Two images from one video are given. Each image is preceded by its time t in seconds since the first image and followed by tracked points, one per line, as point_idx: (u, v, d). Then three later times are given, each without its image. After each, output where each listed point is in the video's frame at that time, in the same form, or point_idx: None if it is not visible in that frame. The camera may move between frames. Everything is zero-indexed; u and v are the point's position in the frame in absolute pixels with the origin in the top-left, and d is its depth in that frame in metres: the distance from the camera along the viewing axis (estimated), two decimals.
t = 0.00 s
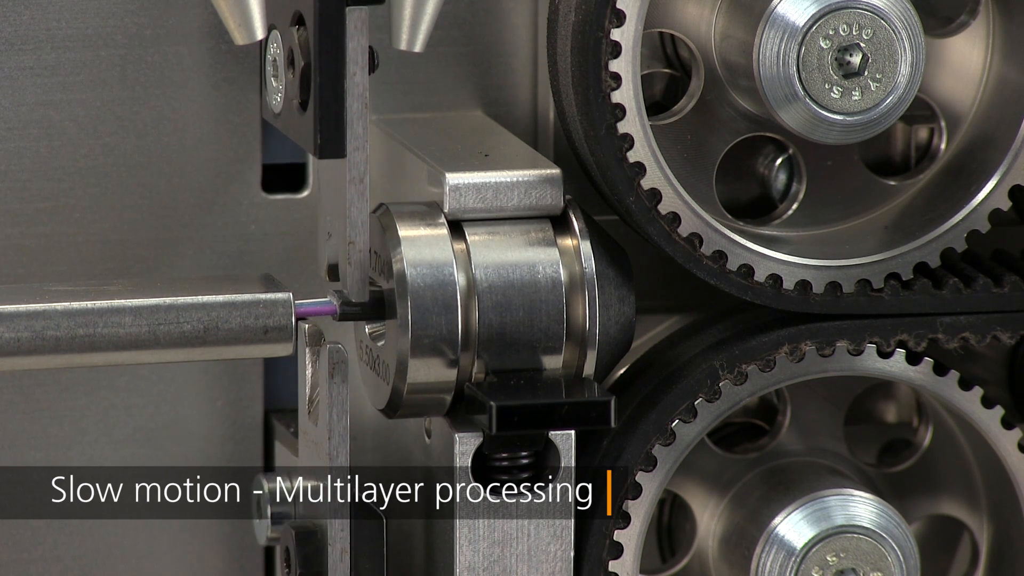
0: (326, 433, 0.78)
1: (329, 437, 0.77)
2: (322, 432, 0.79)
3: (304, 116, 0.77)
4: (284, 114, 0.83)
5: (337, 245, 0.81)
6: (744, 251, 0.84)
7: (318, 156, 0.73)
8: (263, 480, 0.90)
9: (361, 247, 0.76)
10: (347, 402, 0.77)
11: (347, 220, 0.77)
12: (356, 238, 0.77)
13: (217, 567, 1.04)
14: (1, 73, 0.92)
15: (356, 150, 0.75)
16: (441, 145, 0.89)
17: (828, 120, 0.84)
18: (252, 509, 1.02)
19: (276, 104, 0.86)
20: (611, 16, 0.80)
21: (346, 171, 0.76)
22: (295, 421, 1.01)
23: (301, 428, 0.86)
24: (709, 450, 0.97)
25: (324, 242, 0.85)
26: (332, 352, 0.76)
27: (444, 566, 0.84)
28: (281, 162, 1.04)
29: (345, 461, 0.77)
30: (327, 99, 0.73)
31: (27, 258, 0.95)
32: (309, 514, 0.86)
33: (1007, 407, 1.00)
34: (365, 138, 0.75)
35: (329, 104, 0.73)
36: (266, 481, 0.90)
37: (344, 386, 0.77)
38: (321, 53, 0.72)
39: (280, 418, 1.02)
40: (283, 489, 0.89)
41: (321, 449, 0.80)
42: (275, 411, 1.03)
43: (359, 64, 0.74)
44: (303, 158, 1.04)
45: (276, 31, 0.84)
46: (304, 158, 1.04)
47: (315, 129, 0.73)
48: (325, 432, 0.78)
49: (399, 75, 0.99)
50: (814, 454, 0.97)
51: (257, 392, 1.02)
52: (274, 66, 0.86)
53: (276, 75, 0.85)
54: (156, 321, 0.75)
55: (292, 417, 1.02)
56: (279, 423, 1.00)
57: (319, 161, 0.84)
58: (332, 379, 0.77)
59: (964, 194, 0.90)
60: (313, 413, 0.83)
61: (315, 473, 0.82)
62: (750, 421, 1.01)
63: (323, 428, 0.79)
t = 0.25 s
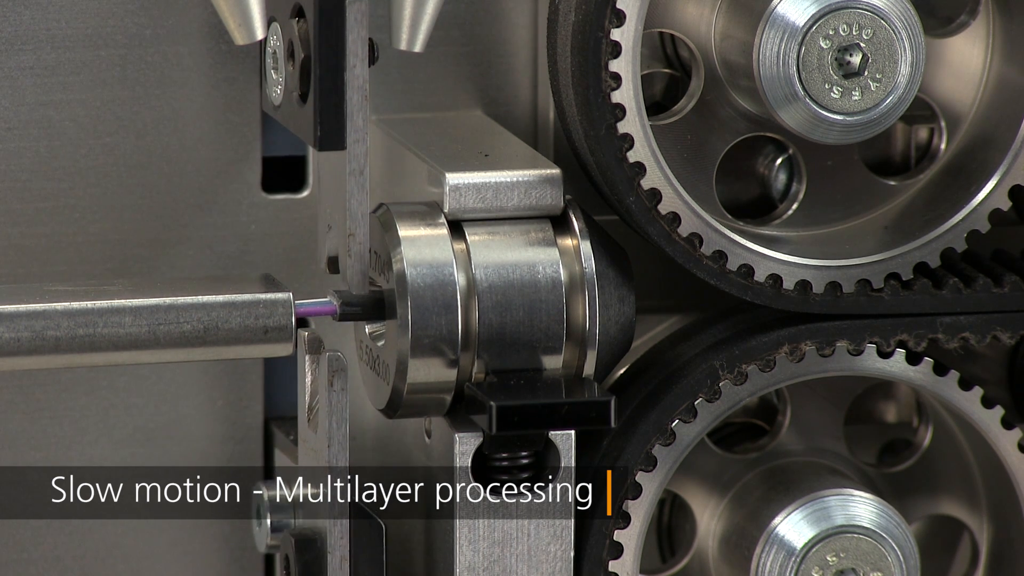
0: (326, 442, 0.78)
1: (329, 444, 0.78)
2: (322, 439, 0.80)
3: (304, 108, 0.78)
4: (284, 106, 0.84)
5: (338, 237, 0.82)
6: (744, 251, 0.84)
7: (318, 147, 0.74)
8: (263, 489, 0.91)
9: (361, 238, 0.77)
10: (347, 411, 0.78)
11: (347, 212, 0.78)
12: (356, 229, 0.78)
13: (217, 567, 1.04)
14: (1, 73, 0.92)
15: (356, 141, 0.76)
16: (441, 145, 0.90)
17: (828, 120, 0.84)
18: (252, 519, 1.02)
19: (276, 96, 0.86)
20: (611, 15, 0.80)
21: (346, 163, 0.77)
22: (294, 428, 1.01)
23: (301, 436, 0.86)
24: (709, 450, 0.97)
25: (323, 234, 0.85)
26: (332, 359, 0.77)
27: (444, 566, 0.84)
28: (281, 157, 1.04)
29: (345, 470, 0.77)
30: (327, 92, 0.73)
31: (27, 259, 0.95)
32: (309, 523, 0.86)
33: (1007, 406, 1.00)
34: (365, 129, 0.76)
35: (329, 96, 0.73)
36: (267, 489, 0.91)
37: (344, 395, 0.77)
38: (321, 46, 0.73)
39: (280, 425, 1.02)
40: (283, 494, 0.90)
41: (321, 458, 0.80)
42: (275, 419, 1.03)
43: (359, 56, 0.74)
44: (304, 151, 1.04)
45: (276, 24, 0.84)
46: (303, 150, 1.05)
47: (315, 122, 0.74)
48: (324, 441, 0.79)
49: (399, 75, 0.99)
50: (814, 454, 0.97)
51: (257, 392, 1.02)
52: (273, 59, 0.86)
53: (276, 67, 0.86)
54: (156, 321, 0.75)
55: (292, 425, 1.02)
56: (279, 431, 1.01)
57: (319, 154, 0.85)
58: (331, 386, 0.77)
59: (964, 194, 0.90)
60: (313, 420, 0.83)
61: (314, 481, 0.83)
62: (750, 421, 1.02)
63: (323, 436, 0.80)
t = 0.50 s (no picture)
0: (326, 449, 0.79)
1: (330, 452, 0.78)
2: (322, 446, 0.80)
3: (304, 100, 0.78)
4: (284, 99, 0.84)
5: (338, 229, 0.84)
6: (744, 251, 0.84)
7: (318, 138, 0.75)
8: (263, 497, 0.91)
9: (361, 231, 0.79)
10: (347, 419, 0.78)
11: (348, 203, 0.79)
12: (356, 221, 0.79)
13: (217, 567, 1.04)
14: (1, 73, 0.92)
15: (356, 133, 0.77)
16: (442, 145, 0.90)
17: (828, 120, 0.84)
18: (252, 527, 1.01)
19: (276, 89, 0.87)
20: (611, 15, 0.80)
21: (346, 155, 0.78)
22: (295, 436, 1.01)
23: (301, 442, 0.86)
24: (710, 450, 0.97)
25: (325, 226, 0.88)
26: (331, 369, 0.77)
27: (444, 566, 0.84)
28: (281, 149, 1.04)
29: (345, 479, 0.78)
30: (327, 84, 0.74)
31: (27, 259, 0.95)
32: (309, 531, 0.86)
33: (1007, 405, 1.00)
34: (365, 121, 0.77)
35: (329, 89, 0.74)
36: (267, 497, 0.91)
37: (344, 403, 0.77)
38: (321, 39, 0.73)
39: (280, 433, 1.02)
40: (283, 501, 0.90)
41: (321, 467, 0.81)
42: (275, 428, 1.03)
43: (359, 48, 0.75)
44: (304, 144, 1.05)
45: (276, 16, 0.85)
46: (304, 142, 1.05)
47: (315, 113, 0.75)
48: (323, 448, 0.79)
49: (399, 75, 0.99)
50: (814, 454, 0.97)
51: (257, 392, 1.02)
52: (273, 51, 0.87)
53: (276, 59, 0.86)
54: (156, 321, 0.75)
55: (292, 432, 1.02)
56: (279, 439, 1.01)
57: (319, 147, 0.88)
58: (332, 395, 0.77)
59: (964, 194, 0.90)
60: (313, 428, 0.83)
61: (315, 489, 0.83)
62: (750, 421, 1.02)
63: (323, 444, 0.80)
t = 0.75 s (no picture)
0: (327, 456, 0.80)
1: (330, 459, 0.79)
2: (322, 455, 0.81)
3: (304, 93, 0.79)
4: (284, 91, 0.84)
5: (338, 222, 0.85)
6: (744, 251, 0.84)
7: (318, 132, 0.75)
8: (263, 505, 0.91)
9: (360, 223, 0.79)
10: (347, 426, 0.79)
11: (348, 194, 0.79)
12: (356, 214, 0.79)
13: (217, 567, 1.04)
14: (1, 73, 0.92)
15: (356, 126, 0.77)
16: (442, 145, 0.90)
17: (828, 119, 0.84)
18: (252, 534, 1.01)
19: (276, 81, 0.87)
20: (611, 15, 0.80)
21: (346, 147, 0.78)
22: (295, 442, 1.01)
23: (301, 449, 0.87)
24: (710, 451, 0.97)
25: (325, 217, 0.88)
26: (332, 376, 0.78)
27: (444, 566, 0.84)
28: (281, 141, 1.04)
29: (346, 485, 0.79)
30: (327, 77, 0.75)
31: (27, 259, 0.95)
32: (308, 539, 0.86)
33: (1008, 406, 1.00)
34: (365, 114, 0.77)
35: (328, 81, 0.75)
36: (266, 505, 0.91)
37: (343, 410, 0.78)
38: (321, 31, 0.74)
39: (280, 439, 1.02)
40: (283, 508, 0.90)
41: (321, 475, 0.81)
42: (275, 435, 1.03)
43: (359, 40, 0.75)
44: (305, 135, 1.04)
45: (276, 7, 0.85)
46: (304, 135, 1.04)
47: (315, 106, 0.75)
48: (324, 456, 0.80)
49: (399, 75, 0.99)
50: (814, 454, 0.97)
51: (257, 392, 1.02)
52: (273, 44, 0.87)
53: (277, 52, 0.86)
54: (156, 321, 0.75)
55: (292, 438, 1.02)
56: (279, 445, 1.01)
57: (319, 138, 0.88)
58: (332, 402, 0.78)
59: (964, 194, 0.90)
60: (314, 436, 0.84)
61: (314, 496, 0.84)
62: (750, 421, 1.02)
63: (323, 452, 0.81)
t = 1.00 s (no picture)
0: (327, 463, 0.80)
1: (330, 467, 0.79)
2: (323, 463, 0.81)
3: (304, 86, 0.79)
4: (284, 84, 0.84)
5: (338, 216, 0.85)
6: (744, 251, 0.84)
7: (318, 125, 0.76)
8: (264, 510, 0.90)
9: (361, 216, 0.78)
10: (347, 433, 0.79)
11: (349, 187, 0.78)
12: (357, 206, 0.79)
13: (217, 569, 1.03)
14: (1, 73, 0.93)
15: (356, 120, 0.77)
16: (442, 145, 0.90)
17: (827, 119, 0.84)
18: (252, 540, 1.00)
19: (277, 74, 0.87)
20: (611, 15, 0.80)
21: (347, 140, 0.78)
22: (295, 449, 1.01)
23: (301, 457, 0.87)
24: (709, 451, 0.97)
25: (324, 210, 0.88)
26: (332, 383, 0.78)
27: (444, 566, 0.84)
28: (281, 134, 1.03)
29: (347, 490, 0.79)
30: (327, 70, 0.75)
31: (28, 259, 0.95)
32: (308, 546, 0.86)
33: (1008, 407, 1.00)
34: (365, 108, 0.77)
35: (329, 74, 0.75)
36: (267, 510, 0.91)
37: (343, 417, 0.79)
38: (322, 23, 0.74)
39: (280, 446, 1.02)
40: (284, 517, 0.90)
41: (322, 479, 0.82)
42: (276, 444, 1.03)
43: (359, 33, 0.75)
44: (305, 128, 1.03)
45: None
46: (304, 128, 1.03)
47: (315, 98, 0.75)
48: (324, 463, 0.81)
49: (399, 75, 0.99)
50: (814, 454, 0.97)
51: (257, 393, 1.02)
52: (273, 36, 0.86)
53: (276, 44, 0.86)
54: (156, 321, 0.75)
55: (292, 446, 1.02)
56: (279, 454, 1.00)
57: (319, 136, 0.88)
58: (332, 409, 0.79)
59: (964, 194, 0.90)
60: (314, 442, 0.84)
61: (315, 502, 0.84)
62: (750, 421, 1.02)
63: (323, 458, 0.81)
